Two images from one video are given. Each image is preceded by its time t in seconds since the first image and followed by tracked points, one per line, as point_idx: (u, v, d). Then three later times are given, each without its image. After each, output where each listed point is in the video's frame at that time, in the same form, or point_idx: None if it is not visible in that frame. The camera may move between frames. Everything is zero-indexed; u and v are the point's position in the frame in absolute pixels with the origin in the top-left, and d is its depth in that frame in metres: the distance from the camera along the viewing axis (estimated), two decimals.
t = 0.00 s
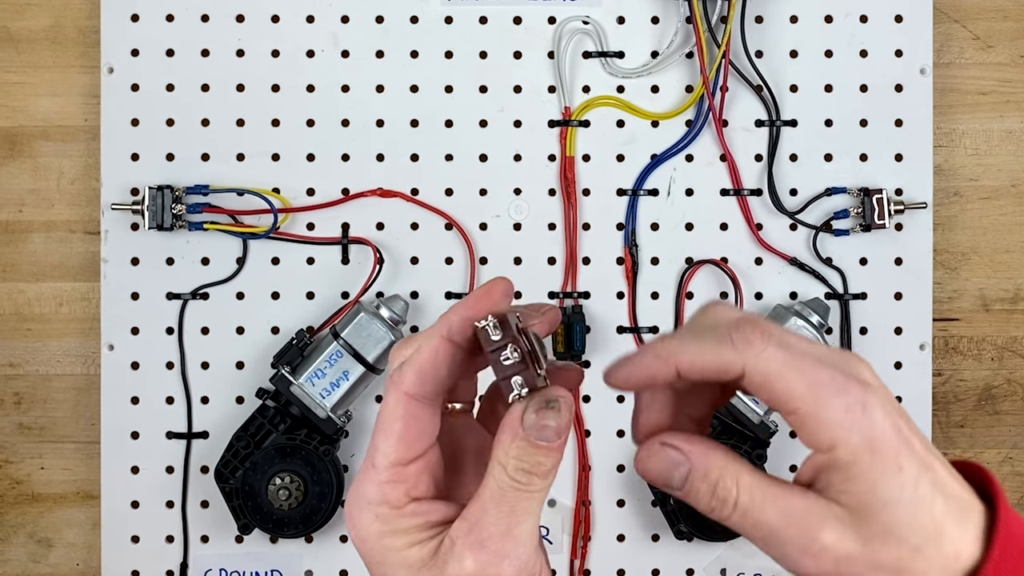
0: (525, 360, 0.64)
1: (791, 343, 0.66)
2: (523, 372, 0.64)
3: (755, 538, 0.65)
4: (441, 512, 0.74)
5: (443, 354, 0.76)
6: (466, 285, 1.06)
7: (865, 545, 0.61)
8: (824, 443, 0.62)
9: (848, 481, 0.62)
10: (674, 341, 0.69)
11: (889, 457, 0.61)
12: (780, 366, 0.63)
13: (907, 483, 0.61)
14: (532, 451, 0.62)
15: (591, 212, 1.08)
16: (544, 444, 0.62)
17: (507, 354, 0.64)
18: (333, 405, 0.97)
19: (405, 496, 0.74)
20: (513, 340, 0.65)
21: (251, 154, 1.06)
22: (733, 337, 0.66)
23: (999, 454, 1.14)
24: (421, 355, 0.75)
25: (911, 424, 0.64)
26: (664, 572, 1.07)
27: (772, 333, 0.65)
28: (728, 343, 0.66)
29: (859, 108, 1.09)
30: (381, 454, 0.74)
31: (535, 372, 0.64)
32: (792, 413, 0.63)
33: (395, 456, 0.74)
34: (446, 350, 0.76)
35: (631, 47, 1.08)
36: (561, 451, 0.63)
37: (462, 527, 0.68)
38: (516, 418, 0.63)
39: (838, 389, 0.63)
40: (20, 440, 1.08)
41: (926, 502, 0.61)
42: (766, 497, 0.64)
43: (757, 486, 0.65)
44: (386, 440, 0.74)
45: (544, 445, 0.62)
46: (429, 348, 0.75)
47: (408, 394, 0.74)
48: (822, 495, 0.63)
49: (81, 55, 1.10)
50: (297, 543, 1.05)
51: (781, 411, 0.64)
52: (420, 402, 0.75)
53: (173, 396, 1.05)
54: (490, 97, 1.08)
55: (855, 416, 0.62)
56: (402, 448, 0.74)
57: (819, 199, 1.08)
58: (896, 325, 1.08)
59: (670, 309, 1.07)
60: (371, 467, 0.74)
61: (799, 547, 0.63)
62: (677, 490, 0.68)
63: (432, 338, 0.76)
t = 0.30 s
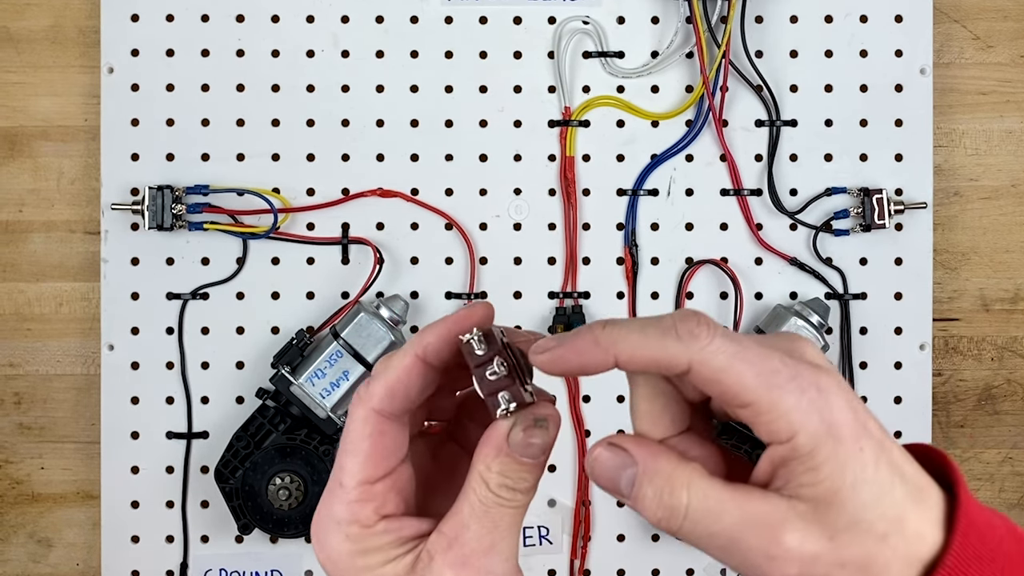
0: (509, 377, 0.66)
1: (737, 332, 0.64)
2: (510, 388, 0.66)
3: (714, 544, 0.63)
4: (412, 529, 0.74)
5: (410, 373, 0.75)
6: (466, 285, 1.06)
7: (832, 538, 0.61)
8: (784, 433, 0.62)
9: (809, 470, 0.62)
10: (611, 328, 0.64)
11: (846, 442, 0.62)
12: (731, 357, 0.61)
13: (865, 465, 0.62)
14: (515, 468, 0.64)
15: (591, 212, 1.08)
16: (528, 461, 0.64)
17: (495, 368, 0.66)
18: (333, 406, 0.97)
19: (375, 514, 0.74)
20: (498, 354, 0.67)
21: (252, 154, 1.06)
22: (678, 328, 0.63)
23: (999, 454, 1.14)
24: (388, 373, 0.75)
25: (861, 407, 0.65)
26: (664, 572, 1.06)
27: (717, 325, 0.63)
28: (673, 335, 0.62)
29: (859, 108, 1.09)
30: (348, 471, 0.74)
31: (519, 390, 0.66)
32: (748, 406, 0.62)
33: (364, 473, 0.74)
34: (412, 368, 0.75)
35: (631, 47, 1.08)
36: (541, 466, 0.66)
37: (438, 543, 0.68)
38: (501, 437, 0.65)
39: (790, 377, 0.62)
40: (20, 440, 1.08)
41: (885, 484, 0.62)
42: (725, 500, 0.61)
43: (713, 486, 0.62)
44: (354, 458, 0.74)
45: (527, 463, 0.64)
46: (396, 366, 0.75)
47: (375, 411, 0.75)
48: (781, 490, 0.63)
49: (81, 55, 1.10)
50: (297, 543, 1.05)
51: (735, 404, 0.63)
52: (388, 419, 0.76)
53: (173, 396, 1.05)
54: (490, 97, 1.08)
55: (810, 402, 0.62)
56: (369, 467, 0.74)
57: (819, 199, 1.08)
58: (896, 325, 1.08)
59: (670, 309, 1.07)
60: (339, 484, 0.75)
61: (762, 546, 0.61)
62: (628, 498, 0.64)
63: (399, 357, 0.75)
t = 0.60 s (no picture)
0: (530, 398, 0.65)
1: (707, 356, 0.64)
2: (529, 409, 0.65)
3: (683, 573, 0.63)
4: (424, 546, 0.74)
5: (438, 394, 0.73)
6: (466, 285, 1.06)
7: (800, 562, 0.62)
8: (753, 459, 0.62)
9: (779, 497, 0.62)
10: (588, 342, 0.62)
11: (814, 467, 0.62)
12: (703, 382, 0.61)
13: (831, 490, 0.62)
14: (524, 482, 0.65)
15: (591, 212, 1.08)
16: (539, 477, 0.64)
17: (518, 387, 0.65)
18: (333, 406, 0.97)
19: (389, 535, 0.73)
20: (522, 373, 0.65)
21: (252, 154, 1.06)
22: (653, 351, 0.62)
23: (999, 454, 1.14)
24: (415, 394, 0.73)
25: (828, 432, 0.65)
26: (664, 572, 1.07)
27: (691, 349, 0.63)
28: (646, 357, 0.62)
29: (859, 108, 1.09)
30: (369, 496, 0.72)
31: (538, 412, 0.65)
32: (718, 432, 0.62)
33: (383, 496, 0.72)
34: (440, 389, 0.74)
35: (631, 47, 1.08)
36: (550, 482, 0.66)
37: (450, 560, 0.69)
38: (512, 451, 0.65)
39: (760, 403, 0.62)
40: (20, 440, 1.08)
41: (850, 508, 0.63)
42: (695, 531, 0.62)
43: (682, 515, 0.62)
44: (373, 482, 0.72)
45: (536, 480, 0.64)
46: (422, 387, 0.73)
47: (403, 434, 0.72)
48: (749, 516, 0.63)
49: (81, 55, 1.10)
50: (297, 543, 1.05)
51: (704, 430, 0.63)
52: (414, 441, 0.73)
53: (173, 396, 1.05)
54: (490, 97, 1.08)
55: (779, 428, 0.62)
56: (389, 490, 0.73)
57: (819, 199, 1.08)
58: (896, 325, 1.08)
59: (669, 309, 1.07)
60: (353, 507, 0.73)
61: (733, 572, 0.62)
62: (598, 527, 0.64)
63: (426, 376, 0.73)
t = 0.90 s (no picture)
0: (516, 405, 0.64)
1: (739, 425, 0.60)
2: (517, 415, 0.64)
3: None
4: (420, 553, 0.74)
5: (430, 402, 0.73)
6: (466, 285, 1.06)
7: None
8: (780, 533, 0.58)
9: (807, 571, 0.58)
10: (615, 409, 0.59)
11: (846, 548, 0.58)
12: (733, 457, 0.58)
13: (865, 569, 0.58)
14: (519, 491, 0.64)
15: (591, 212, 1.08)
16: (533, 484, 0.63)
17: (504, 393, 0.64)
18: (333, 405, 0.97)
19: (384, 542, 0.74)
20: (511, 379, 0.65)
21: (252, 154, 1.06)
22: (684, 422, 0.58)
23: (999, 454, 1.14)
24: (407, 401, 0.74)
25: (867, 508, 0.61)
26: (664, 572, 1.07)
27: (724, 421, 0.59)
28: (675, 427, 0.58)
29: (859, 108, 1.09)
30: (364, 503, 0.73)
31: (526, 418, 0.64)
32: (745, 504, 0.58)
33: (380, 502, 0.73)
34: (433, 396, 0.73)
35: (631, 47, 1.08)
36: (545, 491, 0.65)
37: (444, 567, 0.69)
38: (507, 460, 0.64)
39: (795, 480, 0.58)
40: (20, 440, 1.08)
41: None
42: None
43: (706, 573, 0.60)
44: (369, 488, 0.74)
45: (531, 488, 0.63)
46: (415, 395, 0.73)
47: (396, 441, 0.73)
48: None
49: (81, 55, 1.10)
50: (297, 543, 1.05)
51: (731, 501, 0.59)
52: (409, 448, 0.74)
53: (173, 396, 1.05)
54: (490, 97, 1.08)
55: (811, 507, 0.58)
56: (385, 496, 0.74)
57: (819, 199, 1.08)
58: (896, 325, 1.08)
59: (670, 309, 1.07)
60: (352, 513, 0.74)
61: None
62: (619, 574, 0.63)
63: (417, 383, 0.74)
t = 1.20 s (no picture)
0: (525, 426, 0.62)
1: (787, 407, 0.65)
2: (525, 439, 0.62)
3: None
4: (433, 563, 0.74)
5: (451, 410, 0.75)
6: (466, 286, 1.06)
7: None
8: (805, 517, 0.63)
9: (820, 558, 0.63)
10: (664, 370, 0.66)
11: (863, 543, 0.62)
12: (775, 433, 0.63)
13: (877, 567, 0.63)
14: (534, 514, 0.61)
15: (591, 212, 1.08)
16: (550, 508, 0.60)
17: (508, 419, 0.62)
18: (333, 406, 0.97)
19: (399, 546, 0.74)
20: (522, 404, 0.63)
21: (252, 154, 1.06)
22: (732, 391, 0.65)
23: (999, 454, 1.14)
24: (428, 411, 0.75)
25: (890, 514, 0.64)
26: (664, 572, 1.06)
27: (773, 398, 0.65)
28: (725, 395, 0.64)
29: (859, 108, 1.09)
30: (383, 507, 0.75)
31: (538, 439, 0.61)
32: (777, 483, 0.64)
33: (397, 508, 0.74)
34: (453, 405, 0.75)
35: (631, 47, 1.08)
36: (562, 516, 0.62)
37: None
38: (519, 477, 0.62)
39: (829, 467, 0.63)
40: (20, 440, 1.08)
41: None
42: (728, 564, 0.62)
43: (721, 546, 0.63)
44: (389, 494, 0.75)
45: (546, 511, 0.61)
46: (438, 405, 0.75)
47: (415, 448, 0.75)
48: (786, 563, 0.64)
49: (81, 55, 1.10)
50: (297, 543, 1.05)
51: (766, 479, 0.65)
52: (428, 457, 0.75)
53: (173, 396, 1.05)
54: (490, 97, 1.08)
55: (840, 495, 0.62)
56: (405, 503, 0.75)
57: (819, 199, 1.08)
58: (896, 325, 1.08)
59: (670, 309, 1.07)
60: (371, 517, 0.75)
61: None
62: (638, 527, 0.66)
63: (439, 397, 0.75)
